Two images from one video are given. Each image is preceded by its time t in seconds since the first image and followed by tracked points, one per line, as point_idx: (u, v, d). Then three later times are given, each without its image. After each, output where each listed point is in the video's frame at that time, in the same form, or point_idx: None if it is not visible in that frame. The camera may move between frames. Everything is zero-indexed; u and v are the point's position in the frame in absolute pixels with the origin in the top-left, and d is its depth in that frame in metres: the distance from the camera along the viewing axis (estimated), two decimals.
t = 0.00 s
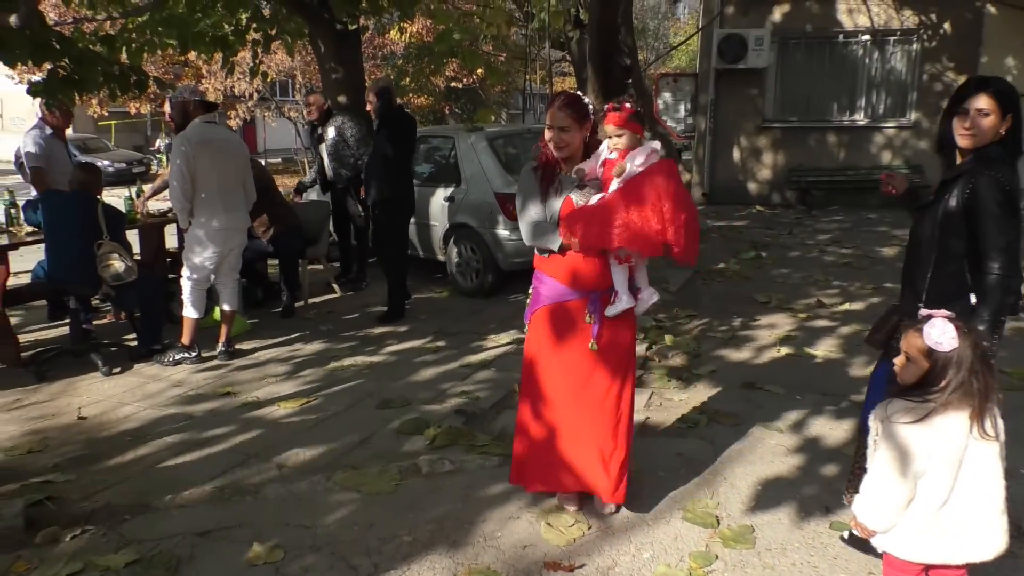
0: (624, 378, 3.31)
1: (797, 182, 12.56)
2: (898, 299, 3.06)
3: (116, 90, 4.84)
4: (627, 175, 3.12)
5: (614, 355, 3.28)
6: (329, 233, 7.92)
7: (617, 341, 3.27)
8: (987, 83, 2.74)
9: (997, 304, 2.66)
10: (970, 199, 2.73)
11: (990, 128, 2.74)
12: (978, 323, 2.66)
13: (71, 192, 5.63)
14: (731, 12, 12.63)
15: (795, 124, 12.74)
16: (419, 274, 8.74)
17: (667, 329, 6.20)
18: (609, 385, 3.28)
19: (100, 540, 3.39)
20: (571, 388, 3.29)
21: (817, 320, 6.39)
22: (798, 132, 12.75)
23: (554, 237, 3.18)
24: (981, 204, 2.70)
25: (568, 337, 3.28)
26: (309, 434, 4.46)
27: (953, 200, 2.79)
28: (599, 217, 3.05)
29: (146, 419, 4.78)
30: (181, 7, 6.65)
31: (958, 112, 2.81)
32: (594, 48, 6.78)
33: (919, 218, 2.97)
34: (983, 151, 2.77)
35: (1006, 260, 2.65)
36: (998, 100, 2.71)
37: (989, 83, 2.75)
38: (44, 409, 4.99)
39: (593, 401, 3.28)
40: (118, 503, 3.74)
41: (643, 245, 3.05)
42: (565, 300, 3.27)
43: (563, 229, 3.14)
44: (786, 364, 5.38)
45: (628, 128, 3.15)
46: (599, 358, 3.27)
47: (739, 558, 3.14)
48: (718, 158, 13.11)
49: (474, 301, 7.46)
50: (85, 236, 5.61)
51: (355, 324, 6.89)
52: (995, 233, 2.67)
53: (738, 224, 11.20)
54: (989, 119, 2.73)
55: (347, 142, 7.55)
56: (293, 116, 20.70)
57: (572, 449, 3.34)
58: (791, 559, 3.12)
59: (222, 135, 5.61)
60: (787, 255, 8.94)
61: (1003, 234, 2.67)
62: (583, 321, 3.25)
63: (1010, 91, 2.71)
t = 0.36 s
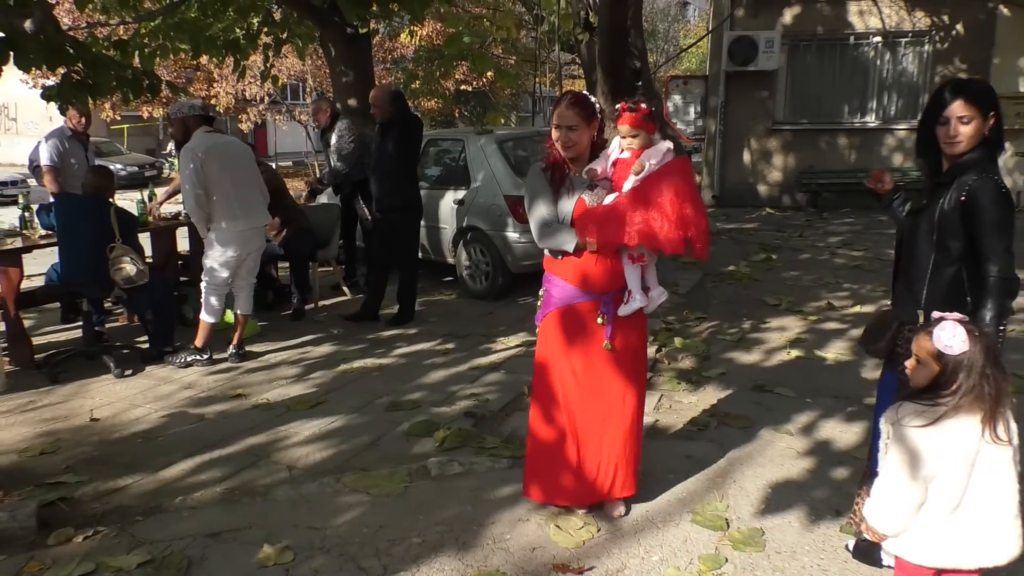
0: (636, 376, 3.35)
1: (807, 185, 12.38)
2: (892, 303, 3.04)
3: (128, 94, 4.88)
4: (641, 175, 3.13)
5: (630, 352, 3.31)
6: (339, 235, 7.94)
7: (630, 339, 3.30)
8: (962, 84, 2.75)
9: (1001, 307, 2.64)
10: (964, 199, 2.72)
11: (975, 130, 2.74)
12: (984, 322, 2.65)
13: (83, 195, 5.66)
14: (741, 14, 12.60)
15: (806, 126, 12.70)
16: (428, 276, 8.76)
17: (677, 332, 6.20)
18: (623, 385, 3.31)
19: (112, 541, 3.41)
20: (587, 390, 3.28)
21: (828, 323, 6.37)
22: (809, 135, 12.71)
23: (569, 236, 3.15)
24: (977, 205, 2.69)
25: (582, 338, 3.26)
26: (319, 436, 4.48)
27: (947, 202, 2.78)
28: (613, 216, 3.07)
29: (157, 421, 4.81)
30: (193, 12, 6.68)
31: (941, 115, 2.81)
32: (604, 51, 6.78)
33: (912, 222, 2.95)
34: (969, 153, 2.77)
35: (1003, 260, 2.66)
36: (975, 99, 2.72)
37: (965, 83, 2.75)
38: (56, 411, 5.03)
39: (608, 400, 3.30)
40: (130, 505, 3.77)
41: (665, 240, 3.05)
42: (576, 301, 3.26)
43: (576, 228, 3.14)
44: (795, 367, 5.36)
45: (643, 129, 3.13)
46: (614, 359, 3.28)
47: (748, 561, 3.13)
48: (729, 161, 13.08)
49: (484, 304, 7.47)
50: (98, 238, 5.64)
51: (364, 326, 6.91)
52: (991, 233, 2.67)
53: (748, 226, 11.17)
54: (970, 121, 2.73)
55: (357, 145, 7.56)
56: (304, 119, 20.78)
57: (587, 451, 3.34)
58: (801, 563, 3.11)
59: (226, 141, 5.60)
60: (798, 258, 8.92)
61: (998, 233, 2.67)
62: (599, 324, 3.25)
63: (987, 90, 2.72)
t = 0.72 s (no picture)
0: (645, 376, 3.30)
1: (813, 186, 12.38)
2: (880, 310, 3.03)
3: (135, 97, 4.90)
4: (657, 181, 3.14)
5: (638, 353, 3.28)
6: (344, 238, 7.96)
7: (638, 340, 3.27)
8: (945, 90, 2.73)
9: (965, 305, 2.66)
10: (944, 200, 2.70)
11: (958, 135, 2.73)
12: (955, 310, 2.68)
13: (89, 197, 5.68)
14: (745, 16, 12.60)
15: (811, 127, 12.69)
16: (433, 278, 8.78)
17: (682, 333, 6.20)
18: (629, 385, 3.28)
19: (119, 541, 3.43)
20: (588, 393, 3.30)
21: (833, 324, 6.37)
22: (814, 136, 12.69)
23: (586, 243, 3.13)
24: (954, 207, 2.66)
25: (584, 342, 3.29)
26: (325, 437, 4.49)
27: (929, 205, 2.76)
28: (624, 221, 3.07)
29: (163, 422, 4.83)
30: (199, 15, 6.70)
31: (924, 123, 2.82)
32: (609, 53, 6.79)
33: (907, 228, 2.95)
34: (954, 161, 2.76)
35: (975, 261, 2.64)
36: (956, 106, 2.71)
37: (948, 89, 2.74)
38: (64, 412, 5.06)
39: (611, 402, 3.29)
40: (137, 505, 3.79)
41: (678, 250, 3.07)
42: (590, 304, 3.28)
43: (587, 231, 3.14)
44: (800, 368, 5.36)
45: (657, 136, 3.16)
46: (617, 360, 3.27)
47: (753, 561, 3.13)
48: (734, 162, 13.07)
49: (489, 306, 7.48)
50: (103, 240, 5.66)
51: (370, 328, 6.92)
52: (965, 234, 2.64)
53: (753, 228, 11.17)
54: (954, 127, 2.72)
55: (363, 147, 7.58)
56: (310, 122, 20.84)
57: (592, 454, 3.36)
58: (806, 563, 3.11)
59: (231, 146, 5.60)
60: (803, 259, 8.92)
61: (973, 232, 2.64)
62: (600, 326, 3.26)
63: (970, 96, 2.71)
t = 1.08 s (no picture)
0: (653, 383, 3.27)
1: (815, 186, 12.52)
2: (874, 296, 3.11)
3: (138, 97, 4.92)
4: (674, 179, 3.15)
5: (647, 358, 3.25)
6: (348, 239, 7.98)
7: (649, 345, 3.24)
8: (948, 89, 2.66)
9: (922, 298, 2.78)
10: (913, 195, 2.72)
11: (946, 135, 2.69)
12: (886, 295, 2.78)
13: (92, 198, 5.72)
14: (748, 15, 12.59)
15: (814, 127, 12.69)
16: (436, 278, 8.80)
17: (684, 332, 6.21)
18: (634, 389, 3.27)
19: (123, 540, 3.44)
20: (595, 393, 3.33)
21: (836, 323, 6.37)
22: (817, 135, 12.69)
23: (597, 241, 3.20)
24: (914, 205, 2.71)
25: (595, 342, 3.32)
26: (328, 436, 4.51)
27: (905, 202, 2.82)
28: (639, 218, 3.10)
29: (167, 421, 4.85)
30: (202, 15, 6.71)
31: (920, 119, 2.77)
32: (612, 52, 6.79)
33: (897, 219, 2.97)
34: (945, 160, 2.71)
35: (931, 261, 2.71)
36: (951, 105, 2.66)
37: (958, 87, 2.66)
38: (68, 412, 5.08)
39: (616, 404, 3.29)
40: (141, 504, 3.80)
41: (702, 240, 3.07)
42: (609, 304, 3.30)
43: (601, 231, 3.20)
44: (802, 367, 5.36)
45: (681, 128, 3.14)
46: (625, 363, 3.26)
47: (755, 559, 3.14)
48: (736, 162, 13.07)
49: (491, 305, 7.49)
50: (106, 240, 5.68)
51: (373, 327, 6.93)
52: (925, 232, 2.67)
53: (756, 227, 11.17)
54: (943, 124, 2.68)
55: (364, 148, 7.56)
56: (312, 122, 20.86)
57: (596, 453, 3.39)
58: (808, 561, 3.12)
59: (239, 143, 5.64)
60: (806, 258, 8.92)
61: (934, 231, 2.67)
62: (611, 327, 3.28)
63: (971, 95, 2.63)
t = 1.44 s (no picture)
0: (650, 380, 3.28)
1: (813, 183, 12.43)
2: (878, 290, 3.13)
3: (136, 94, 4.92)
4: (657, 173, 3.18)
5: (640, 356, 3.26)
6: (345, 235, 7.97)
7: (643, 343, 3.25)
8: (958, 92, 2.69)
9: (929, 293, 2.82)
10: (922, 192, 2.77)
11: (955, 136, 2.71)
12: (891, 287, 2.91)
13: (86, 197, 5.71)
14: (746, 13, 12.59)
15: (812, 125, 12.69)
16: (433, 275, 8.81)
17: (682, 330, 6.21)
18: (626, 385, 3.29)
19: (121, 537, 3.44)
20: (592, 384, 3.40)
21: (833, 321, 6.38)
22: (815, 133, 12.70)
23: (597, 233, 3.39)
24: (926, 203, 2.74)
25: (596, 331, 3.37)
26: (325, 433, 4.51)
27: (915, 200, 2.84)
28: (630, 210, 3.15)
29: (165, 419, 4.85)
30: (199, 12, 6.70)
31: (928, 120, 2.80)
32: (610, 50, 6.79)
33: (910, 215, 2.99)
34: (956, 164, 2.75)
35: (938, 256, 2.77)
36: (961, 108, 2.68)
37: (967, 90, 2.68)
38: (66, 410, 5.07)
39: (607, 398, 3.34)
40: (139, 502, 3.80)
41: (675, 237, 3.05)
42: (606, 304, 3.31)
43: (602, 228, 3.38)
44: (800, 364, 5.37)
45: (677, 125, 3.10)
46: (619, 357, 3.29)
47: (752, 555, 3.15)
48: (734, 159, 13.08)
49: (489, 303, 7.49)
50: (101, 238, 5.66)
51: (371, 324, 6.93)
52: (932, 233, 2.72)
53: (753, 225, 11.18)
54: (951, 129, 2.71)
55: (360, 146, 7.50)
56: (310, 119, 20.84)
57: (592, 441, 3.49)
58: (805, 557, 3.13)
59: (233, 139, 5.63)
60: (803, 256, 8.93)
61: (940, 228, 2.72)
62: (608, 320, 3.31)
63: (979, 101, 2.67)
